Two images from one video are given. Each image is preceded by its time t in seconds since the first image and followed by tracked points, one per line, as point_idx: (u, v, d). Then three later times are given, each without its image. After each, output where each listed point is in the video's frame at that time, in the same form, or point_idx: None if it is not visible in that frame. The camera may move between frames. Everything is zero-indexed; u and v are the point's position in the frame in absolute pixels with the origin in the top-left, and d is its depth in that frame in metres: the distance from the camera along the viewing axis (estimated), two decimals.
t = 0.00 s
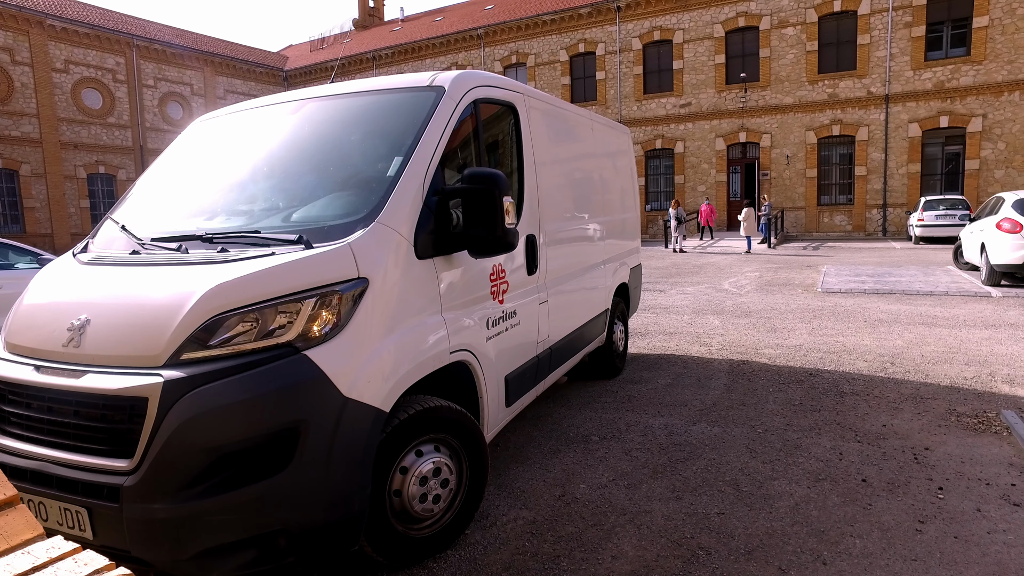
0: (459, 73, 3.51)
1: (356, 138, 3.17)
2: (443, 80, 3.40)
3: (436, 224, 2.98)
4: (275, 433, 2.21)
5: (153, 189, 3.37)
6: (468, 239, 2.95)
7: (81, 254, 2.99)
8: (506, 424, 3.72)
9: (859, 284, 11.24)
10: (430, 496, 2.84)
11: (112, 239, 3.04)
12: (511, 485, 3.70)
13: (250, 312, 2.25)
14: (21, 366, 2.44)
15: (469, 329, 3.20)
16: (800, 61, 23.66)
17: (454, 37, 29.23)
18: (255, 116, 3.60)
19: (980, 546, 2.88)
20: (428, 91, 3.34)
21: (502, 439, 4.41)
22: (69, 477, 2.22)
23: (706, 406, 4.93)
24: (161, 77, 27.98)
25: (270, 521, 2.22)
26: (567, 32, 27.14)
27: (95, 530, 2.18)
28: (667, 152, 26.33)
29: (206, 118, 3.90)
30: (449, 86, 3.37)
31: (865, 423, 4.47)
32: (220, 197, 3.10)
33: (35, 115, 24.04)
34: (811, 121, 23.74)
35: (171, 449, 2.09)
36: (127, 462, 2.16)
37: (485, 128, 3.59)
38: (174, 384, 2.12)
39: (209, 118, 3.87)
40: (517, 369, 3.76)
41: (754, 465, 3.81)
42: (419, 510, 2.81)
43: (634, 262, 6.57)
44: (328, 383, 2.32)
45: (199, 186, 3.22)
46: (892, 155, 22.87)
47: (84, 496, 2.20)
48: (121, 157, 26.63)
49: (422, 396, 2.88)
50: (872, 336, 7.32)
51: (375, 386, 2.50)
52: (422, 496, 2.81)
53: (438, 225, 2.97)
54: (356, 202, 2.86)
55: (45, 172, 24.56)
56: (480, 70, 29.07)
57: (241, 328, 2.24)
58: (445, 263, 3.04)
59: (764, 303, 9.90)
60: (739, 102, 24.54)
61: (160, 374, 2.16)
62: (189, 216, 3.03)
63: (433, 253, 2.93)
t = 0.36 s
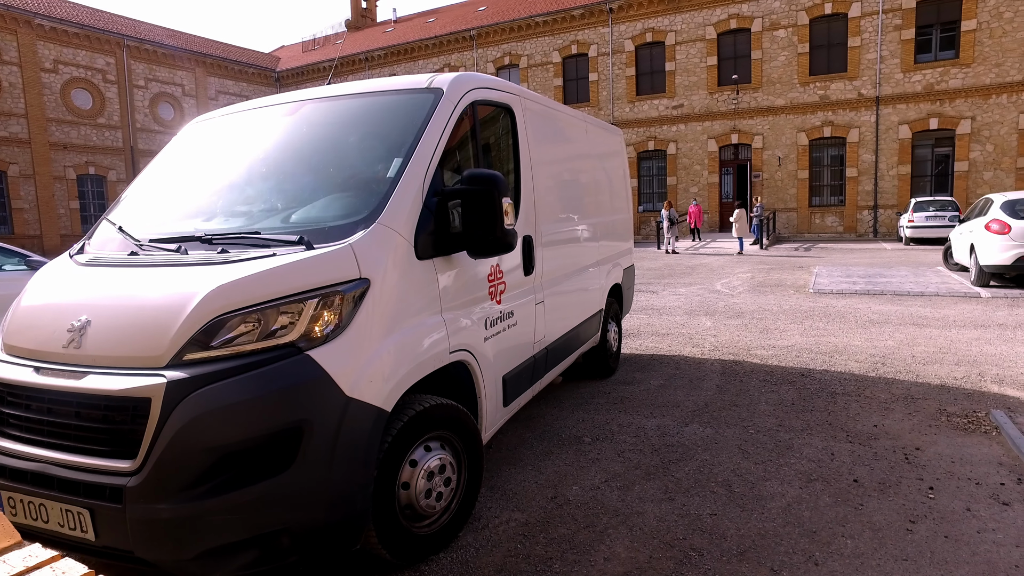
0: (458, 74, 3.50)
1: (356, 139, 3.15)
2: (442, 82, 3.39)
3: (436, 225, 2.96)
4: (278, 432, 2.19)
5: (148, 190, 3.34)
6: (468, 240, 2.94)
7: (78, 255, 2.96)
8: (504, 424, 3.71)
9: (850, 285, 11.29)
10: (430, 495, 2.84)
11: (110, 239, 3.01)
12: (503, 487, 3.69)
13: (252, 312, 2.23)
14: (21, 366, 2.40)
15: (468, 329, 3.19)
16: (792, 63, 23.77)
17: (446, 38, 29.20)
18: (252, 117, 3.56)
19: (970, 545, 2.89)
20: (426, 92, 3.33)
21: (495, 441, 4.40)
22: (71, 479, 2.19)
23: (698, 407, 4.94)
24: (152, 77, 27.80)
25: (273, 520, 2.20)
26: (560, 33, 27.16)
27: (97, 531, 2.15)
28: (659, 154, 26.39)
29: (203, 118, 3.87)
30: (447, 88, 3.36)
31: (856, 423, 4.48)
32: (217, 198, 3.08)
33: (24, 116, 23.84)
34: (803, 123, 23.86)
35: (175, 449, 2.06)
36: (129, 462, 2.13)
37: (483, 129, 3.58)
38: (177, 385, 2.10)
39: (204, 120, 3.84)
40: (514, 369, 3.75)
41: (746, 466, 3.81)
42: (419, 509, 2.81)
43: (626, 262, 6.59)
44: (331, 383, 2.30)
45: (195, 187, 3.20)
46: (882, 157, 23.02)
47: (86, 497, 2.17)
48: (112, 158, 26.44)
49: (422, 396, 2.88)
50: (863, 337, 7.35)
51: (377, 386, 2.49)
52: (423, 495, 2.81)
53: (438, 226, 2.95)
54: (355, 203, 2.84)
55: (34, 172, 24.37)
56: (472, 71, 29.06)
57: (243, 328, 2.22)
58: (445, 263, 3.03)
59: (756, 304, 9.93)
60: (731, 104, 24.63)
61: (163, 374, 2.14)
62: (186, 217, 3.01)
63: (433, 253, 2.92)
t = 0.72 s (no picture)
0: (454, 77, 3.49)
1: (353, 141, 3.13)
2: (438, 84, 3.38)
3: (434, 225, 2.94)
4: (279, 431, 2.17)
5: (143, 189, 3.31)
6: (465, 242, 2.93)
7: (74, 256, 2.91)
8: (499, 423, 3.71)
9: (840, 286, 11.34)
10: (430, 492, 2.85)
11: (107, 240, 2.97)
12: (494, 489, 3.67)
13: (253, 313, 2.21)
14: (20, 368, 2.36)
15: (466, 329, 3.19)
16: (781, 65, 23.90)
17: (437, 38, 29.18)
18: (249, 118, 3.52)
19: (957, 544, 2.90)
20: (422, 94, 3.32)
21: (486, 443, 4.38)
22: (72, 479, 2.17)
23: (689, 408, 4.94)
24: (141, 77, 27.60)
25: (276, 519, 2.18)
26: (551, 35, 27.20)
27: (99, 531, 2.12)
28: (650, 155, 26.47)
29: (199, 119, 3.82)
30: (444, 90, 3.35)
31: (846, 423, 4.50)
32: (214, 197, 3.06)
33: (9, 115, 23.59)
34: (793, 124, 24.00)
35: (177, 448, 2.05)
36: (132, 462, 2.11)
37: (479, 130, 3.58)
38: (179, 385, 2.08)
39: (199, 120, 3.79)
40: (510, 369, 3.75)
41: (737, 467, 3.81)
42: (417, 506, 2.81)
43: (617, 263, 6.61)
44: (332, 382, 2.28)
45: (191, 186, 3.18)
46: (871, 158, 23.19)
47: (88, 498, 2.14)
48: (99, 158, 26.22)
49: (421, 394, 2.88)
50: (853, 337, 7.38)
51: (378, 385, 2.47)
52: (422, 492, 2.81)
53: (436, 226, 2.94)
54: (353, 204, 2.82)
55: (19, 173, 24.11)
56: (463, 72, 29.05)
57: (244, 328, 2.20)
58: (443, 263, 3.02)
59: (746, 305, 9.96)
60: (721, 106, 24.74)
61: (165, 374, 2.11)
62: (183, 217, 2.99)
63: (432, 254, 2.90)
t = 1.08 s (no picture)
0: (452, 80, 3.47)
1: (354, 142, 3.11)
2: (437, 86, 3.35)
3: (434, 226, 2.93)
4: (288, 427, 2.19)
5: (142, 190, 3.29)
6: (465, 243, 2.93)
7: (75, 256, 2.88)
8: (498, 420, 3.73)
9: (830, 287, 11.40)
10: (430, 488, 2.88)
11: (109, 239, 2.94)
12: (484, 491, 3.65)
13: (261, 312, 2.22)
14: (25, 366, 2.35)
15: (466, 328, 3.19)
16: (772, 67, 24.01)
17: (429, 39, 29.13)
18: (248, 119, 3.49)
19: (947, 543, 2.91)
20: (422, 96, 3.30)
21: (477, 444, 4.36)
22: (82, 475, 2.16)
23: (680, 409, 4.94)
24: (129, 78, 27.41)
25: (284, 514, 2.20)
26: (542, 37, 27.21)
27: (108, 525, 2.12)
28: (641, 157, 26.54)
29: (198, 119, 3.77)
30: (443, 92, 3.32)
31: (836, 424, 4.51)
32: (215, 198, 3.04)
33: None
34: (783, 126, 24.12)
35: (187, 443, 2.06)
36: (140, 458, 2.12)
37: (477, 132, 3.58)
38: (188, 382, 2.09)
39: (197, 122, 3.75)
40: (507, 367, 3.77)
41: (728, 467, 3.82)
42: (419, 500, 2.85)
43: (609, 264, 6.65)
44: (338, 380, 2.29)
45: (191, 186, 3.16)
46: (860, 160, 23.34)
47: (98, 493, 2.14)
48: (87, 159, 26.00)
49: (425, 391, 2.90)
50: (843, 338, 7.41)
51: (383, 383, 2.48)
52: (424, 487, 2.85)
53: (437, 227, 2.93)
54: (355, 205, 2.81)
55: (6, 173, 23.84)
56: (454, 74, 29.01)
57: (249, 328, 2.20)
58: (443, 264, 3.02)
59: (737, 306, 9.99)
60: (712, 107, 24.84)
61: (174, 372, 2.12)
62: (184, 217, 2.98)
63: (432, 254, 2.89)
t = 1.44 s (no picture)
0: (455, 86, 3.60)
1: (359, 146, 3.24)
2: (440, 92, 3.47)
3: (438, 228, 3.08)
4: (302, 421, 2.34)
5: (152, 191, 3.38)
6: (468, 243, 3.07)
7: (89, 256, 2.99)
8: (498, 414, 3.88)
9: (822, 288, 11.46)
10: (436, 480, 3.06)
11: (120, 239, 3.05)
12: (477, 493, 3.63)
13: (277, 310, 2.37)
14: (48, 362, 2.49)
15: (468, 324, 3.34)
16: (763, 70, 24.12)
17: (422, 40, 29.10)
18: (257, 122, 3.59)
19: (936, 544, 2.92)
20: (426, 103, 3.42)
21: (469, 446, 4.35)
22: (105, 466, 2.31)
23: (672, 410, 4.95)
24: (120, 78, 27.26)
25: (299, 501, 2.36)
26: (535, 38, 27.22)
27: (130, 514, 2.27)
28: (633, 158, 26.58)
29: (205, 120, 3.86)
30: (446, 98, 3.45)
31: (827, 424, 4.53)
32: (225, 200, 3.16)
33: None
34: (774, 128, 24.24)
35: (207, 436, 2.21)
36: (162, 450, 2.27)
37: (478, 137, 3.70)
38: (207, 377, 2.24)
39: (208, 123, 3.83)
40: (506, 363, 3.91)
41: (720, 469, 3.82)
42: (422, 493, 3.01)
43: (604, 263, 6.72)
44: (349, 376, 2.45)
45: (201, 188, 3.27)
46: (851, 162, 23.47)
47: (120, 483, 2.29)
48: (77, 160, 25.83)
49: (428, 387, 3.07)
50: (834, 339, 7.44)
51: (391, 377, 2.64)
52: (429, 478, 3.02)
53: (440, 228, 3.08)
54: (361, 207, 2.95)
55: None
56: (447, 75, 28.99)
57: (264, 325, 2.35)
58: (447, 264, 3.17)
59: (729, 307, 10.03)
60: (704, 109, 24.91)
61: (193, 367, 2.27)
62: (195, 218, 3.09)
63: (435, 255, 3.04)
